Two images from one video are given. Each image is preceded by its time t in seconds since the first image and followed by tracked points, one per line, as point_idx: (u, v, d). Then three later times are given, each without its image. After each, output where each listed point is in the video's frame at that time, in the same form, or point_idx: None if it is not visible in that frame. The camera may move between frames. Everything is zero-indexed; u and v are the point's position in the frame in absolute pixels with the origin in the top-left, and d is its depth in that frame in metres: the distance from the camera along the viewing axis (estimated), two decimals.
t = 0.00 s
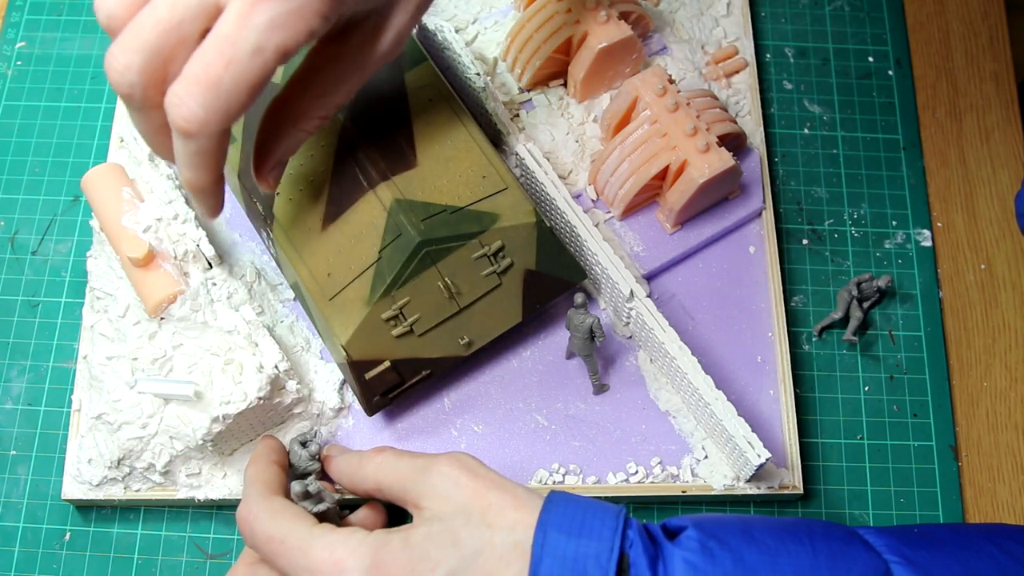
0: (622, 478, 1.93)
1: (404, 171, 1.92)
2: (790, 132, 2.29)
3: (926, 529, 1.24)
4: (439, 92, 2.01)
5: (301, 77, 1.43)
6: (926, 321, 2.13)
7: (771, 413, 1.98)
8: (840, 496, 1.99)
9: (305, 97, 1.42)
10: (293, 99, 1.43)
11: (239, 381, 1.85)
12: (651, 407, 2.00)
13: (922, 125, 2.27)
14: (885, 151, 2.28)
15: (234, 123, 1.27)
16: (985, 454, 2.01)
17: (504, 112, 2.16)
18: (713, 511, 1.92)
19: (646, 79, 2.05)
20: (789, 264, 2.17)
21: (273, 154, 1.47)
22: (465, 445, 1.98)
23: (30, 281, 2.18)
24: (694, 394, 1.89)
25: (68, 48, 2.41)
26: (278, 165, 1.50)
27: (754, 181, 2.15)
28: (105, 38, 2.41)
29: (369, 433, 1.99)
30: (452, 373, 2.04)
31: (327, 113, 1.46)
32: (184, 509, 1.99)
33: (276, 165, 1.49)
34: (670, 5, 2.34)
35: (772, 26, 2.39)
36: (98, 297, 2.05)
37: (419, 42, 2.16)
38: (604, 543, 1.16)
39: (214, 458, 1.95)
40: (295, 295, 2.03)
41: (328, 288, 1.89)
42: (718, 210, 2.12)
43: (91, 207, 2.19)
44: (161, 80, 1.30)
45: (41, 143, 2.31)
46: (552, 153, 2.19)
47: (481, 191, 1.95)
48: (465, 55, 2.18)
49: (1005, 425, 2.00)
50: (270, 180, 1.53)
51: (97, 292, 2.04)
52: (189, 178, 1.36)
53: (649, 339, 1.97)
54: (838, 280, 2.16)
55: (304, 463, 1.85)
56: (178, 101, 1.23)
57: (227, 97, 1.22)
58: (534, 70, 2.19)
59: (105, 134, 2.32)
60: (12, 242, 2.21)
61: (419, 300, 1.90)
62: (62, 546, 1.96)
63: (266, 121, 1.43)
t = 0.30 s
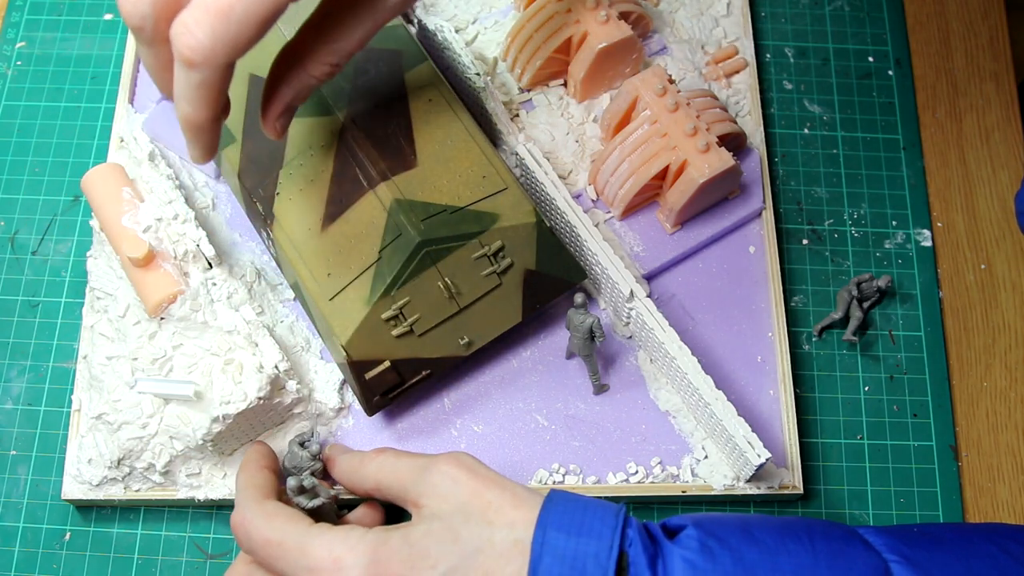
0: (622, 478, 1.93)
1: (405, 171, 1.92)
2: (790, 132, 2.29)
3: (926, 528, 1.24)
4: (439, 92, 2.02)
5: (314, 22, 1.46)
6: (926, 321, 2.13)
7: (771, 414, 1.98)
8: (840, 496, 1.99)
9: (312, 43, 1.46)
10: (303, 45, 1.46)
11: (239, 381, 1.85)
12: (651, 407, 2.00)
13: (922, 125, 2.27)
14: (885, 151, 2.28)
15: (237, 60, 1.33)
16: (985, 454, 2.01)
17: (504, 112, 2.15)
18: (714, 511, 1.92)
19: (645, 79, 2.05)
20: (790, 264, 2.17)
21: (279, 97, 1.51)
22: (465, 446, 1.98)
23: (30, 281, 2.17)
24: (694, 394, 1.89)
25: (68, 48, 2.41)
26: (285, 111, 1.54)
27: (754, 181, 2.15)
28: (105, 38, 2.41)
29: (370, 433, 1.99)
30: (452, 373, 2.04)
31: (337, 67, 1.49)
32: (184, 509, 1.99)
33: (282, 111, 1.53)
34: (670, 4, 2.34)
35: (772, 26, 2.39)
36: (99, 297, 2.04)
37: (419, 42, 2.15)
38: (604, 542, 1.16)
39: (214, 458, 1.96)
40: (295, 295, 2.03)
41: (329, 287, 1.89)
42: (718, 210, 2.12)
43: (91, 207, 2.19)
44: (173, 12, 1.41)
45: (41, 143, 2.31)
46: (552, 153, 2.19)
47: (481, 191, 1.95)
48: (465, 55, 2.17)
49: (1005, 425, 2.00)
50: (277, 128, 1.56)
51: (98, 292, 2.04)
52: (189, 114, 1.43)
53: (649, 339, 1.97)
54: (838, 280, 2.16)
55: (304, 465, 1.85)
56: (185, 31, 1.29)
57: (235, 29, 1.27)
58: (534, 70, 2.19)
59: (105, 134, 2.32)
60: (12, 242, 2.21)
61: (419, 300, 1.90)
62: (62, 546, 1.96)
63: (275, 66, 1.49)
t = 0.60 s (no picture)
0: (622, 478, 1.93)
1: (405, 171, 1.92)
2: (790, 132, 2.29)
3: (927, 530, 1.24)
4: (439, 92, 2.02)
5: None
6: (926, 321, 2.13)
7: (771, 413, 1.98)
8: (840, 496, 1.99)
9: None
10: None
11: (239, 381, 1.85)
12: (651, 407, 2.00)
13: (922, 125, 2.27)
14: (885, 151, 2.27)
15: None
16: (985, 454, 2.01)
17: (504, 112, 2.15)
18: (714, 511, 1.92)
19: (645, 79, 2.05)
20: (790, 264, 2.17)
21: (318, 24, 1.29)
22: (465, 445, 1.98)
23: (30, 281, 2.17)
24: (694, 394, 1.89)
25: (69, 48, 2.41)
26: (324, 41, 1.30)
27: (754, 181, 2.15)
28: (105, 38, 2.41)
29: (369, 432, 1.99)
30: (452, 373, 2.04)
31: None
32: (184, 509, 1.99)
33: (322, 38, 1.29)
34: (670, 5, 2.34)
35: (772, 26, 2.39)
36: (99, 296, 2.05)
37: (419, 42, 2.15)
38: (604, 543, 1.16)
39: (214, 458, 1.96)
40: (295, 295, 2.03)
41: (329, 287, 1.89)
42: (718, 210, 2.12)
43: (91, 207, 2.19)
44: None
45: (41, 143, 2.31)
46: (552, 153, 2.19)
47: (481, 191, 1.95)
48: (465, 55, 2.17)
49: (1005, 425, 2.00)
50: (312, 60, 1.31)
51: (98, 292, 2.04)
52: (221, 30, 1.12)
53: (649, 339, 1.97)
54: (838, 280, 2.16)
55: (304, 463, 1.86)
56: None
57: None
58: (534, 71, 2.19)
59: (105, 134, 2.32)
60: (13, 242, 2.21)
61: (419, 300, 1.89)
62: (62, 546, 1.96)
63: None
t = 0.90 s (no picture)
0: (622, 478, 1.93)
1: (405, 171, 1.92)
2: (790, 132, 2.29)
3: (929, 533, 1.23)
4: (439, 92, 2.02)
5: None
6: (926, 321, 2.13)
7: (771, 413, 1.98)
8: (840, 496, 1.99)
9: None
10: None
11: (239, 381, 1.86)
12: (651, 407, 2.00)
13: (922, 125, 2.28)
14: (885, 151, 2.28)
15: None
16: (985, 454, 2.01)
17: (504, 112, 2.15)
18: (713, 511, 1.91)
19: (645, 79, 2.05)
20: (789, 264, 2.17)
21: None
22: (465, 446, 1.98)
23: (30, 281, 2.17)
24: (694, 394, 1.89)
25: (69, 48, 2.41)
26: None
27: (754, 181, 2.15)
28: (105, 38, 2.41)
29: (369, 432, 1.99)
30: (453, 373, 2.04)
31: None
32: (184, 509, 1.99)
33: None
34: (670, 4, 2.34)
35: (772, 26, 2.39)
36: (99, 296, 2.05)
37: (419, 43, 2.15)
38: None
39: (214, 458, 1.96)
40: (295, 295, 2.03)
41: (329, 288, 1.89)
42: (718, 210, 2.12)
43: (91, 207, 2.19)
44: None
45: (41, 143, 2.31)
46: (552, 152, 2.19)
47: (481, 191, 1.94)
48: (465, 55, 2.17)
49: (1005, 425, 2.01)
50: None
51: (98, 292, 2.04)
52: None
53: (649, 339, 1.97)
54: (838, 280, 2.16)
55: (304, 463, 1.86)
56: None
57: None
58: (534, 70, 2.19)
59: (105, 134, 2.32)
60: (12, 242, 2.21)
61: (419, 300, 1.89)
62: (62, 546, 1.96)
63: None
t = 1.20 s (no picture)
0: (622, 478, 1.93)
1: (405, 171, 1.93)
2: (790, 132, 2.28)
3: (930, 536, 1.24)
4: (439, 92, 2.02)
5: None
6: (926, 321, 2.13)
7: (771, 413, 1.98)
8: (840, 496, 1.99)
9: None
10: None
11: (239, 381, 1.86)
12: (651, 407, 2.00)
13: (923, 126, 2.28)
14: (885, 151, 2.28)
15: None
16: (985, 454, 2.00)
17: (503, 113, 2.16)
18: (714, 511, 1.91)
19: (645, 79, 2.05)
20: (789, 264, 2.17)
21: None
22: (465, 445, 1.98)
23: (30, 281, 2.17)
24: (694, 394, 1.89)
25: (69, 48, 2.41)
26: None
27: (754, 181, 2.15)
28: (105, 38, 2.41)
29: (369, 432, 2.00)
30: (453, 373, 2.04)
31: None
32: (184, 509, 1.99)
33: None
34: (670, 5, 2.34)
35: (772, 27, 2.39)
36: (99, 296, 2.05)
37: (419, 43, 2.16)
38: None
39: (214, 458, 1.96)
40: (295, 295, 2.03)
41: (329, 288, 1.89)
42: (718, 210, 2.12)
43: (91, 207, 2.19)
44: None
45: (41, 143, 2.31)
46: (552, 152, 2.19)
47: (481, 191, 1.94)
48: (465, 55, 2.17)
49: (1005, 425, 1.99)
50: None
51: (99, 292, 2.04)
52: None
53: (649, 339, 1.97)
54: (838, 280, 2.16)
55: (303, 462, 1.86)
56: None
57: None
58: (534, 70, 2.19)
59: (105, 134, 2.32)
60: (12, 242, 2.21)
61: (419, 300, 1.89)
62: (62, 546, 1.96)
63: None
